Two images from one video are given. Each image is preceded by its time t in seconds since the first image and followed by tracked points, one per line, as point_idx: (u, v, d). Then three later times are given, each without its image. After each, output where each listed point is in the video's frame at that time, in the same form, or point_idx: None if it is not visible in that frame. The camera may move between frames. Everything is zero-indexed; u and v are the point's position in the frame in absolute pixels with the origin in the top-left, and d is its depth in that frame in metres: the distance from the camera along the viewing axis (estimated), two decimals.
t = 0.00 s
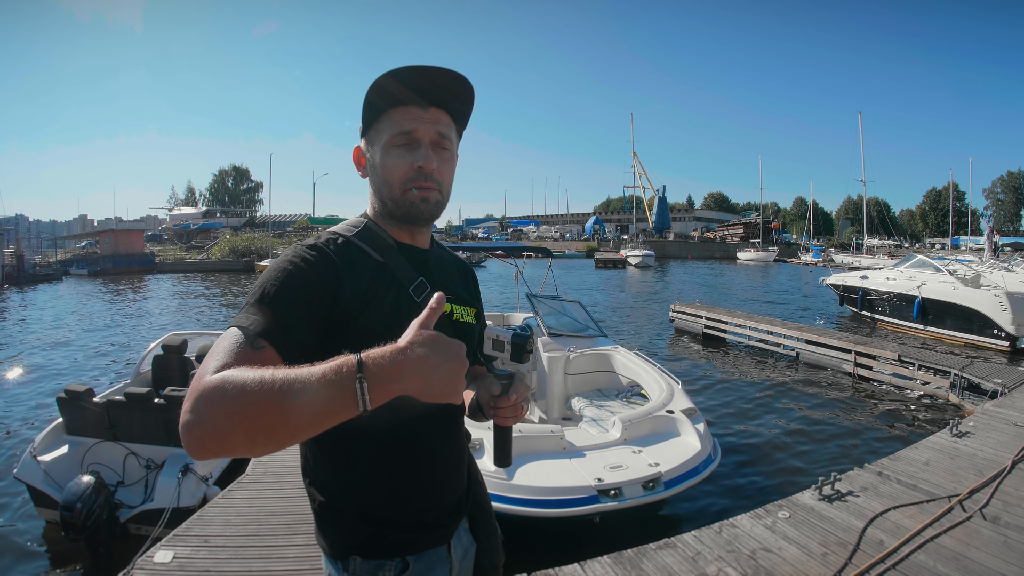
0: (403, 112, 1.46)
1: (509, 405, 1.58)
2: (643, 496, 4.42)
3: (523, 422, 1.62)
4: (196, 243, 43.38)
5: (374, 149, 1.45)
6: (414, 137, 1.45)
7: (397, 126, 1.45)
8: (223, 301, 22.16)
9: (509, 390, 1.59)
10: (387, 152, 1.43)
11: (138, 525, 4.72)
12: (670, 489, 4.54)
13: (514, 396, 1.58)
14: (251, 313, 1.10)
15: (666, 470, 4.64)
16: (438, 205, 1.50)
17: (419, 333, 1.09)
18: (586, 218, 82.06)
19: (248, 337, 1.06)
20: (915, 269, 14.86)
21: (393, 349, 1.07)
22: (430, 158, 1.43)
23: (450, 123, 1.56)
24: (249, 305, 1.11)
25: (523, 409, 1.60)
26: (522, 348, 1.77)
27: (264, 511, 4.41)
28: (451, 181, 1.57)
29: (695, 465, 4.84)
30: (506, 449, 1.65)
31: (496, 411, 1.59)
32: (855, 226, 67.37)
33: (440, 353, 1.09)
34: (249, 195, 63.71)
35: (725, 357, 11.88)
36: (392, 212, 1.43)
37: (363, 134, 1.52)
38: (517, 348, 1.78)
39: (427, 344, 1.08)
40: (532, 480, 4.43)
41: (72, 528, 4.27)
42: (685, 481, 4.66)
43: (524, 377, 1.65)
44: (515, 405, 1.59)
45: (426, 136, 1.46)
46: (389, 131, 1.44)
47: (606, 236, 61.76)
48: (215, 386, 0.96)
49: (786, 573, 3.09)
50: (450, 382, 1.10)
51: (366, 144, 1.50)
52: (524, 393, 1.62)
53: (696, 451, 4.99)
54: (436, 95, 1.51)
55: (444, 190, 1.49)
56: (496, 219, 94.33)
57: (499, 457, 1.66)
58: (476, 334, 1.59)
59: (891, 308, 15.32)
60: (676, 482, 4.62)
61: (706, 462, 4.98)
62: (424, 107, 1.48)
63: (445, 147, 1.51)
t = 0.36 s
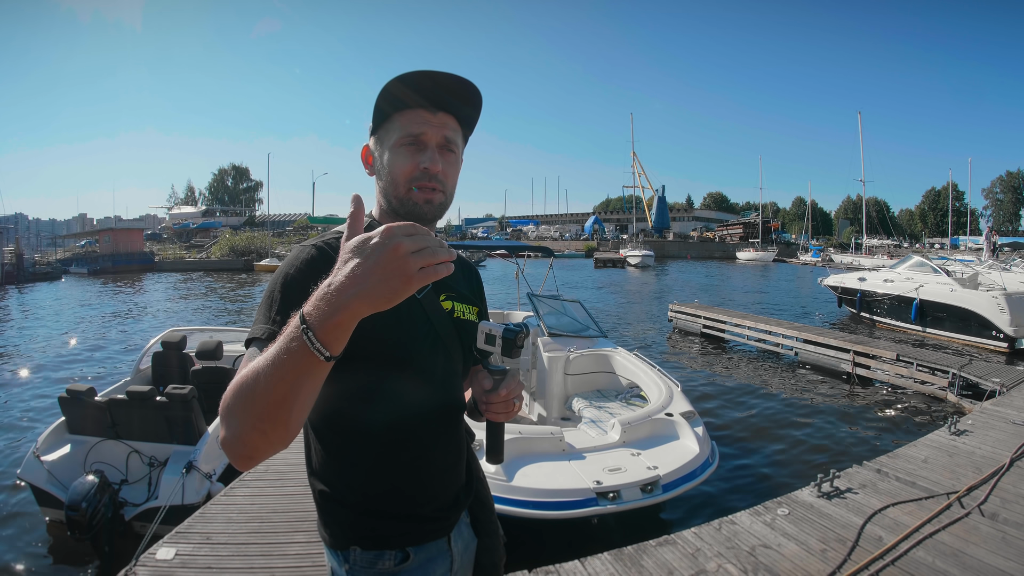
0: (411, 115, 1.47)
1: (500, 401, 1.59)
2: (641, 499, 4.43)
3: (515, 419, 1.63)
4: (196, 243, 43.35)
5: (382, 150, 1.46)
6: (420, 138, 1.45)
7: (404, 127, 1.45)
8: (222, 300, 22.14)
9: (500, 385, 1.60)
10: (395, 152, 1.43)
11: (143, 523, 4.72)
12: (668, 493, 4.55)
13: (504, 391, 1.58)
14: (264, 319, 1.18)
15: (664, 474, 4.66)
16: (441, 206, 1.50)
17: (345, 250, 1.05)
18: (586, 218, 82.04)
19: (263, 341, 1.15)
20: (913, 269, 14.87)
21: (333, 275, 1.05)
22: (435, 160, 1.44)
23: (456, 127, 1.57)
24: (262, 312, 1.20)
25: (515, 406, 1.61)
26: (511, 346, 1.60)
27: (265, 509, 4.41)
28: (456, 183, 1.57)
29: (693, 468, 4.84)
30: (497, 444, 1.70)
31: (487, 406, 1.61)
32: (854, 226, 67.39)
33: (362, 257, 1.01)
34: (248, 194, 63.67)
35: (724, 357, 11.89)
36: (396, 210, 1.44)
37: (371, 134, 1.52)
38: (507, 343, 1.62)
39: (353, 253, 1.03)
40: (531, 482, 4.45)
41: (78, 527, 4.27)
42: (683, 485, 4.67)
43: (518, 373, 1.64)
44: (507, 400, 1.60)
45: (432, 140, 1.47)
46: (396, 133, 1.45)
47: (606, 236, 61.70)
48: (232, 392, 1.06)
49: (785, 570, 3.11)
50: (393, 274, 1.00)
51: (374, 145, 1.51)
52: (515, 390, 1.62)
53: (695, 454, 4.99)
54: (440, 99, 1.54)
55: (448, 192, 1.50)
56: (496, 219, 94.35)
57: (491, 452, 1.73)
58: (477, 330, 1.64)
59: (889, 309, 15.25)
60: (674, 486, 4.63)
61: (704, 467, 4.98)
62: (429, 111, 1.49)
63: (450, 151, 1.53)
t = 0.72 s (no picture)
0: (407, 117, 1.46)
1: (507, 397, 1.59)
2: (642, 497, 4.43)
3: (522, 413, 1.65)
4: (195, 243, 43.34)
5: (373, 151, 1.46)
6: (414, 143, 1.46)
7: (398, 130, 1.45)
8: (222, 300, 22.14)
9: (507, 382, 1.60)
10: (387, 155, 1.44)
11: (140, 523, 4.72)
12: (669, 490, 4.54)
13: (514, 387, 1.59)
14: (263, 339, 1.09)
15: (665, 471, 4.65)
16: (431, 210, 1.52)
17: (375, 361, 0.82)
18: (585, 218, 82.07)
19: (266, 369, 1.07)
20: (912, 270, 14.89)
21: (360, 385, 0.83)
22: (427, 165, 1.45)
23: (451, 129, 1.56)
24: (260, 331, 1.11)
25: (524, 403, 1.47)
26: (516, 338, 2.00)
27: (264, 509, 4.41)
28: (449, 185, 1.58)
29: (695, 465, 4.85)
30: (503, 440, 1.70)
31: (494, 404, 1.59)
32: (853, 226, 67.43)
33: (382, 398, 0.79)
34: (248, 194, 63.72)
35: (723, 356, 11.89)
36: (386, 214, 1.45)
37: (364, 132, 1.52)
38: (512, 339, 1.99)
39: (370, 388, 0.80)
40: (532, 482, 4.44)
41: (75, 526, 4.28)
42: (684, 482, 4.67)
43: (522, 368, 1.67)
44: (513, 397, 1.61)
45: (426, 144, 1.47)
46: (389, 134, 1.45)
47: (605, 236, 61.71)
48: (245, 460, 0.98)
49: (783, 570, 3.10)
50: (420, 429, 0.80)
51: (366, 143, 1.51)
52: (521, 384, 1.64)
53: (696, 451, 4.99)
54: (439, 100, 1.51)
55: (439, 196, 1.52)
56: (495, 219, 94.34)
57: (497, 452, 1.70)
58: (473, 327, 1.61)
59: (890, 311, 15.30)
60: (675, 483, 4.63)
61: (705, 463, 4.98)
62: (423, 112, 1.48)
63: (445, 154, 1.53)
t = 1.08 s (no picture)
0: (407, 122, 1.45)
1: (512, 414, 1.59)
2: (647, 491, 4.43)
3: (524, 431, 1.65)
4: (196, 244, 43.38)
5: (372, 157, 1.46)
6: (414, 151, 1.45)
7: (398, 138, 1.44)
8: (222, 301, 22.18)
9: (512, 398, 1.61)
10: (387, 163, 1.44)
11: (137, 526, 4.72)
12: (674, 484, 4.54)
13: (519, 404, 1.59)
14: (260, 359, 1.09)
15: (669, 465, 4.65)
16: (431, 221, 1.53)
17: (417, 474, 0.84)
18: (585, 218, 82.17)
19: (262, 392, 1.08)
20: (912, 270, 14.90)
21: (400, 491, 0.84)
22: (428, 175, 1.45)
23: (454, 134, 1.55)
24: (256, 351, 1.10)
25: (525, 417, 1.64)
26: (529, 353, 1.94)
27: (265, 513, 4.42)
28: (451, 194, 1.58)
29: (699, 458, 4.85)
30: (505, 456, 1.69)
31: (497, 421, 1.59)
32: (853, 227, 67.49)
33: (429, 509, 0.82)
34: (248, 195, 63.81)
35: (723, 357, 11.91)
36: (384, 224, 1.45)
37: (364, 138, 1.52)
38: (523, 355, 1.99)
39: (418, 499, 0.83)
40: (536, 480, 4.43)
41: (72, 527, 4.27)
42: (689, 475, 4.67)
43: (526, 386, 1.69)
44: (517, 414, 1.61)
45: (427, 153, 1.47)
46: (389, 141, 1.44)
47: (605, 236, 61.77)
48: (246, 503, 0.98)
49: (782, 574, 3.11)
50: (455, 536, 0.84)
51: (366, 146, 1.50)
52: (524, 402, 1.66)
53: (699, 444, 5.00)
54: (442, 105, 1.50)
55: (439, 207, 1.52)
56: (495, 220, 94.41)
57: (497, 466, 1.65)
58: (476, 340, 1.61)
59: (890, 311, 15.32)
60: (680, 477, 4.63)
61: (709, 455, 4.99)
62: (424, 119, 1.47)
63: (447, 162, 1.52)
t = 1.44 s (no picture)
0: (384, 119, 1.45)
1: (494, 424, 1.54)
2: (650, 488, 4.42)
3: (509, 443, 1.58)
4: (194, 244, 43.27)
5: (351, 157, 1.46)
6: (391, 147, 1.44)
7: (375, 135, 1.44)
8: (221, 301, 22.12)
9: (494, 407, 1.56)
10: (364, 162, 1.43)
11: (135, 528, 4.70)
12: (677, 481, 4.53)
13: (499, 414, 1.55)
14: (236, 366, 1.11)
15: (672, 462, 4.64)
16: (416, 218, 1.49)
17: (375, 498, 0.83)
18: (584, 218, 82.14)
19: (238, 399, 1.10)
20: (912, 269, 14.89)
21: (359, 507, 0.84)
22: (404, 171, 1.43)
23: (434, 129, 1.53)
24: (233, 357, 1.13)
25: (510, 429, 1.57)
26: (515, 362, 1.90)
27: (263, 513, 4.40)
28: (435, 190, 1.55)
29: (701, 455, 4.83)
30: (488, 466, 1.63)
31: (480, 431, 1.54)
32: (852, 226, 67.54)
33: (384, 532, 0.83)
34: (247, 195, 63.69)
35: (723, 356, 11.90)
36: (365, 223, 1.44)
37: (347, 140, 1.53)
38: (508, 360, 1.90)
39: (371, 522, 0.83)
40: (539, 477, 4.42)
41: (69, 530, 4.29)
42: (692, 472, 4.66)
43: (511, 395, 1.62)
44: (502, 424, 1.56)
45: (405, 148, 1.46)
46: (366, 138, 1.45)
47: (605, 236, 61.73)
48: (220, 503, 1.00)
49: None
50: (408, 556, 0.86)
51: (347, 147, 1.51)
52: (510, 411, 1.59)
53: (702, 441, 4.97)
54: (419, 99, 1.49)
55: (422, 203, 1.50)
56: (495, 219, 94.45)
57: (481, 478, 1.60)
58: (468, 347, 1.59)
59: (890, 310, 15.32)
60: (684, 474, 4.62)
61: (712, 453, 4.97)
62: (399, 114, 1.46)
63: (427, 156, 1.50)
